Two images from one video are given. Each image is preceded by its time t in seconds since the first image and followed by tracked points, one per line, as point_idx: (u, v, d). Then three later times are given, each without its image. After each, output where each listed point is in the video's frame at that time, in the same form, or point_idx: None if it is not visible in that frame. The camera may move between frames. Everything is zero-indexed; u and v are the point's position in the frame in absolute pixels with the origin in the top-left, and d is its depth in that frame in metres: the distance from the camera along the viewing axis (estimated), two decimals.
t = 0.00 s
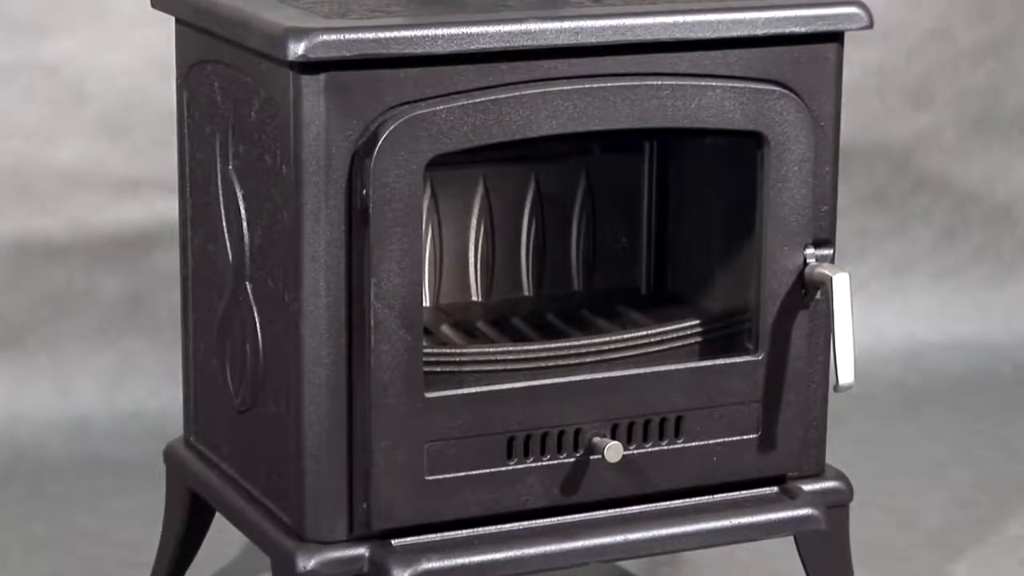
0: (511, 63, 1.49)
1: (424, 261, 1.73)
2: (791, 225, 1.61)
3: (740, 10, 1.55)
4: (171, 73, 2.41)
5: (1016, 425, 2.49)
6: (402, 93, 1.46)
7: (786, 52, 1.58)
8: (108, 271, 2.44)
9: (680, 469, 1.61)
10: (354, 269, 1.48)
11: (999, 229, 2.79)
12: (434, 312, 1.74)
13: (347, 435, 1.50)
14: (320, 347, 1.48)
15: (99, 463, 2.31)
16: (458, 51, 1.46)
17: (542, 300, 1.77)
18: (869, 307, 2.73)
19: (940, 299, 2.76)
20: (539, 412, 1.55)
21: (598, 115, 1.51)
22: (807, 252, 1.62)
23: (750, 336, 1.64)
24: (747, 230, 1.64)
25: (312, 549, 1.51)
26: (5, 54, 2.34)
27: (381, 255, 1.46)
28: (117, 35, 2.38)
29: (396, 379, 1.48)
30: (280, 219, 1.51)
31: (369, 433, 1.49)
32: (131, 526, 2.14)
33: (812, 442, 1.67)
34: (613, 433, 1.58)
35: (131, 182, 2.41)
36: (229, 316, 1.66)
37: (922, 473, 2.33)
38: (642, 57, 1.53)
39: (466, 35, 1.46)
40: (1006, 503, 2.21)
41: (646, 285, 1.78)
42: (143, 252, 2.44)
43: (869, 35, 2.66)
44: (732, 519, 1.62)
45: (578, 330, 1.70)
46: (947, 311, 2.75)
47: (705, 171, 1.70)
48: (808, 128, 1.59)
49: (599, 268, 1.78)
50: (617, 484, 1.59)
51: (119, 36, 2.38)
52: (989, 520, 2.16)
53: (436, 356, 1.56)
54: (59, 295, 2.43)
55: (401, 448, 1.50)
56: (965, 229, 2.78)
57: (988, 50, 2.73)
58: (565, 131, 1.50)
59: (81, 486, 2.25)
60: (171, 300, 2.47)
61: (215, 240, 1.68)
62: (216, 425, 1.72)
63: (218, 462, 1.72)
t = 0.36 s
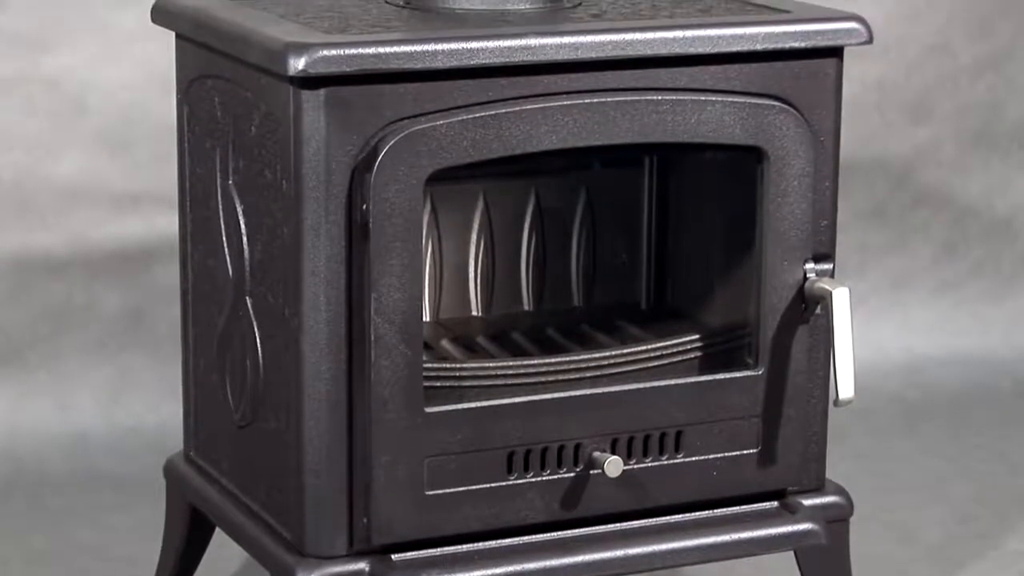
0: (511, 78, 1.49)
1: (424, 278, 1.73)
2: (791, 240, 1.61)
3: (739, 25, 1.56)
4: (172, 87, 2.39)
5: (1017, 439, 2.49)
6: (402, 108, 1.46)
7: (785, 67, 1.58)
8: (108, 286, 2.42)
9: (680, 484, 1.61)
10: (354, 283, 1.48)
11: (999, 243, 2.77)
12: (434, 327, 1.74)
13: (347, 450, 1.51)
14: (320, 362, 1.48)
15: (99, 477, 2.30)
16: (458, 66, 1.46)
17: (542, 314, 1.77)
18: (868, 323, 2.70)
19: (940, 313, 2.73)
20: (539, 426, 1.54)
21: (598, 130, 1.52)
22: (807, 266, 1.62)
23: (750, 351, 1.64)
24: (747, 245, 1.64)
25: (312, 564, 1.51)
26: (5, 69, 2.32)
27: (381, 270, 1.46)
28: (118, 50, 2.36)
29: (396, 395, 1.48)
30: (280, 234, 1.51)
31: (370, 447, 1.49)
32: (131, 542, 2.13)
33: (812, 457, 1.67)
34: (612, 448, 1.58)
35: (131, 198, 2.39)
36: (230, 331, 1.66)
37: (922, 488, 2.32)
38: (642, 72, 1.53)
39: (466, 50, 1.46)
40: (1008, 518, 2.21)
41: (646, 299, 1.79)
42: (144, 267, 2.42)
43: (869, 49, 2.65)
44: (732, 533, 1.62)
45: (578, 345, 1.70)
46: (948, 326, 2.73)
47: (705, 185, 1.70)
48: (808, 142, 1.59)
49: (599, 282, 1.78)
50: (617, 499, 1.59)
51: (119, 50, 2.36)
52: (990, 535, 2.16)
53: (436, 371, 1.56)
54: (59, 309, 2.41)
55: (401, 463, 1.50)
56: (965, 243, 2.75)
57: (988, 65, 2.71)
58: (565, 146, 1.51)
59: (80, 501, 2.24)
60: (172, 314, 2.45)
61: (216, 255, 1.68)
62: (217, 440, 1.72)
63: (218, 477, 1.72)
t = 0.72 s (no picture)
0: (511, 94, 1.50)
1: (424, 295, 1.74)
2: (791, 256, 1.61)
3: (739, 41, 1.56)
4: (173, 105, 2.37)
5: (1017, 456, 2.49)
6: (402, 125, 1.46)
7: (785, 83, 1.59)
8: (109, 303, 2.40)
9: (680, 500, 1.61)
10: (355, 300, 1.48)
11: (999, 258, 2.75)
12: (435, 344, 1.74)
13: (348, 466, 1.51)
14: (320, 378, 1.48)
15: (98, 495, 2.29)
16: (458, 83, 1.46)
17: (542, 330, 1.77)
18: (869, 339, 2.70)
19: (940, 329, 2.73)
20: (539, 443, 1.54)
21: (598, 146, 1.52)
22: (806, 283, 1.62)
23: (750, 367, 1.65)
24: (747, 262, 1.64)
25: None
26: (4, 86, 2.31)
27: (381, 286, 1.46)
28: (118, 68, 2.34)
29: (396, 411, 1.49)
30: (280, 250, 1.51)
31: (370, 464, 1.49)
32: (131, 560, 2.13)
33: (812, 473, 1.66)
34: (613, 464, 1.58)
35: (132, 215, 2.38)
36: (230, 347, 1.66)
37: (922, 504, 2.32)
38: (642, 88, 1.54)
39: (466, 67, 1.46)
40: (1007, 535, 2.21)
41: (646, 316, 1.78)
42: (145, 283, 2.40)
43: (869, 66, 2.63)
44: (732, 550, 1.62)
45: (578, 361, 1.70)
46: (948, 342, 2.72)
47: (705, 201, 1.70)
48: (808, 159, 1.59)
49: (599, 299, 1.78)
50: (618, 516, 1.59)
51: (120, 69, 2.34)
52: (990, 553, 2.16)
53: (436, 387, 1.56)
54: (59, 325, 2.40)
55: (401, 480, 1.50)
56: (965, 258, 2.74)
57: (988, 82, 2.69)
58: (565, 162, 1.51)
59: (80, 519, 2.23)
60: (172, 331, 2.44)
61: (216, 272, 1.68)
62: (217, 457, 1.72)
63: (218, 494, 1.72)
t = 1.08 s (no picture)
0: (511, 111, 1.50)
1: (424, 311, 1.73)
2: (791, 273, 1.61)
3: (738, 59, 1.56)
4: (173, 122, 2.37)
5: (1017, 474, 2.49)
6: (402, 142, 1.46)
7: (784, 100, 1.59)
8: (110, 320, 2.40)
9: (680, 517, 1.61)
10: (355, 317, 1.48)
11: (998, 275, 2.75)
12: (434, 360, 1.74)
13: (348, 483, 1.51)
14: (320, 395, 1.48)
15: (98, 513, 2.28)
16: (458, 100, 1.47)
17: (542, 347, 1.77)
18: (869, 356, 2.69)
19: (941, 346, 2.72)
20: (539, 460, 1.54)
21: (598, 163, 1.52)
22: (806, 299, 1.62)
23: (750, 384, 1.65)
24: (747, 279, 1.64)
25: None
26: (5, 104, 2.31)
27: (381, 303, 1.46)
28: (118, 86, 2.34)
29: (396, 428, 1.49)
30: (280, 267, 1.51)
31: (370, 481, 1.49)
32: None
33: (812, 489, 1.66)
34: (613, 481, 1.58)
35: (131, 232, 2.38)
36: (230, 365, 1.66)
37: (922, 522, 2.32)
38: (642, 105, 1.54)
39: (466, 84, 1.47)
40: (1007, 553, 2.21)
41: (645, 333, 1.79)
42: (145, 299, 2.40)
43: (870, 83, 2.63)
44: (732, 567, 1.62)
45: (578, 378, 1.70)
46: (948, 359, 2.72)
47: (705, 218, 1.70)
48: (808, 176, 1.60)
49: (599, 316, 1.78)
50: (618, 533, 1.59)
51: (121, 86, 2.34)
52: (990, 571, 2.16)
53: (435, 404, 1.56)
54: (59, 343, 2.39)
55: (401, 497, 1.50)
56: (965, 274, 2.74)
57: (987, 99, 2.69)
58: (565, 180, 1.51)
59: (80, 537, 2.23)
60: (172, 348, 2.43)
61: (215, 289, 1.68)
62: (217, 473, 1.72)
63: (218, 511, 1.72)
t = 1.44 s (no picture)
0: (511, 127, 1.50)
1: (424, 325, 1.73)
2: (791, 288, 1.61)
3: (738, 74, 1.56)
4: (172, 136, 2.37)
5: (1017, 488, 2.49)
6: (402, 158, 1.47)
7: (784, 116, 1.59)
8: (110, 335, 2.40)
9: (680, 533, 1.61)
10: (355, 332, 1.48)
11: (998, 290, 2.75)
12: (435, 376, 1.74)
13: (348, 499, 1.51)
14: (320, 410, 1.49)
15: (99, 529, 2.28)
16: (458, 115, 1.47)
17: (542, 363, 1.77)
18: (868, 372, 2.68)
19: (941, 361, 2.72)
20: (539, 475, 1.54)
21: (599, 179, 1.52)
22: (806, 315, 1.62)
23: (750, 400, 1.65)
24: (747, 294, 1.64)
25: None
26: (5, 119, 2.30)
27: (381, 318, 1.46)
28: (118, 100, 2.34)
29: (396, 444, 1.49)
30: (280, 283, 1.52)
31: (370, 496, 1.49)
32: None
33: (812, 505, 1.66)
34: (612, 496, 1.58)
35: (132, 247, 2.38)
36: (230, 380, 1.66)
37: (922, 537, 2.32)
38: (642, 121, 1.54)
39: (466, 100, 1.47)
40: (1006, 569, 2.21)
41: (645, 348, 1.79)
42: (145, 314, 2.40)
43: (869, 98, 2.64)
44: None
45: (578, 393, 1.70)
46: (948, 374, 2.71)
47: (705, 234, 1.71)
48: (808, 192, 1.60)
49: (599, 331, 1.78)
50: (618, 548, 1.59)
51: (121, 101, 2.34)
52: None
53: (436, 420, 1.56)
54: (60, 358, 2.39)
55: (401, 512, 1.50)
56: (965, 289, 2.74)
57: (987, 114, 2.69)
58: (565, 195, 1.51)
59: (80, 553, 2.23)
60: (172, 363, 2.43)
61: (216, 304, 1.68)
62: (217, 489, 1.72)
63: (218, 526, 1.72)
